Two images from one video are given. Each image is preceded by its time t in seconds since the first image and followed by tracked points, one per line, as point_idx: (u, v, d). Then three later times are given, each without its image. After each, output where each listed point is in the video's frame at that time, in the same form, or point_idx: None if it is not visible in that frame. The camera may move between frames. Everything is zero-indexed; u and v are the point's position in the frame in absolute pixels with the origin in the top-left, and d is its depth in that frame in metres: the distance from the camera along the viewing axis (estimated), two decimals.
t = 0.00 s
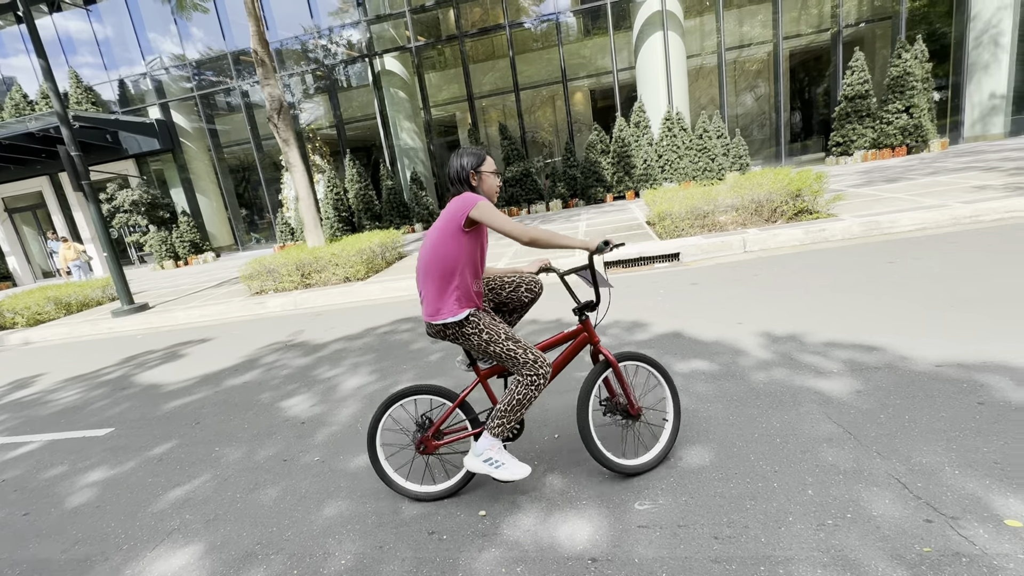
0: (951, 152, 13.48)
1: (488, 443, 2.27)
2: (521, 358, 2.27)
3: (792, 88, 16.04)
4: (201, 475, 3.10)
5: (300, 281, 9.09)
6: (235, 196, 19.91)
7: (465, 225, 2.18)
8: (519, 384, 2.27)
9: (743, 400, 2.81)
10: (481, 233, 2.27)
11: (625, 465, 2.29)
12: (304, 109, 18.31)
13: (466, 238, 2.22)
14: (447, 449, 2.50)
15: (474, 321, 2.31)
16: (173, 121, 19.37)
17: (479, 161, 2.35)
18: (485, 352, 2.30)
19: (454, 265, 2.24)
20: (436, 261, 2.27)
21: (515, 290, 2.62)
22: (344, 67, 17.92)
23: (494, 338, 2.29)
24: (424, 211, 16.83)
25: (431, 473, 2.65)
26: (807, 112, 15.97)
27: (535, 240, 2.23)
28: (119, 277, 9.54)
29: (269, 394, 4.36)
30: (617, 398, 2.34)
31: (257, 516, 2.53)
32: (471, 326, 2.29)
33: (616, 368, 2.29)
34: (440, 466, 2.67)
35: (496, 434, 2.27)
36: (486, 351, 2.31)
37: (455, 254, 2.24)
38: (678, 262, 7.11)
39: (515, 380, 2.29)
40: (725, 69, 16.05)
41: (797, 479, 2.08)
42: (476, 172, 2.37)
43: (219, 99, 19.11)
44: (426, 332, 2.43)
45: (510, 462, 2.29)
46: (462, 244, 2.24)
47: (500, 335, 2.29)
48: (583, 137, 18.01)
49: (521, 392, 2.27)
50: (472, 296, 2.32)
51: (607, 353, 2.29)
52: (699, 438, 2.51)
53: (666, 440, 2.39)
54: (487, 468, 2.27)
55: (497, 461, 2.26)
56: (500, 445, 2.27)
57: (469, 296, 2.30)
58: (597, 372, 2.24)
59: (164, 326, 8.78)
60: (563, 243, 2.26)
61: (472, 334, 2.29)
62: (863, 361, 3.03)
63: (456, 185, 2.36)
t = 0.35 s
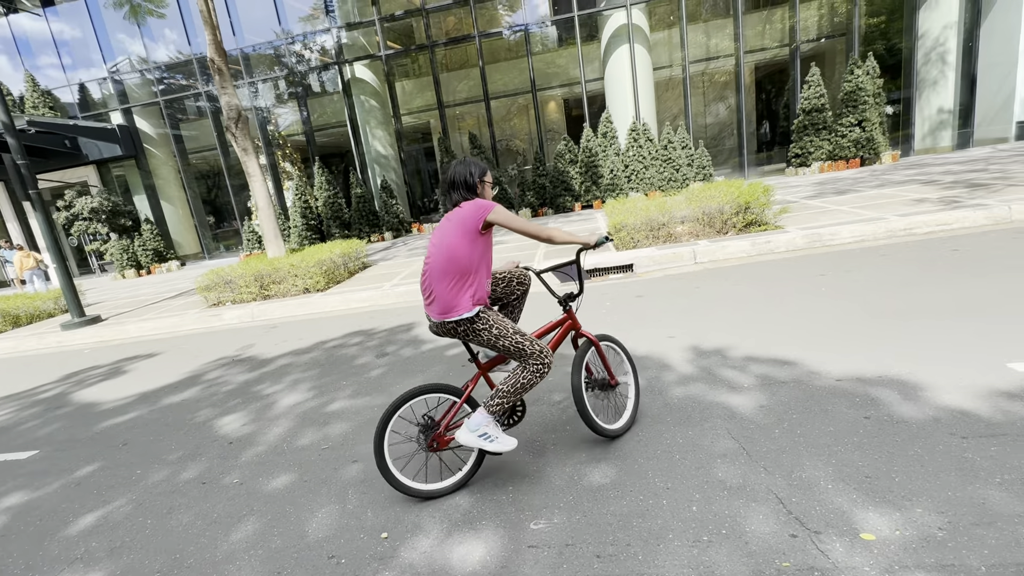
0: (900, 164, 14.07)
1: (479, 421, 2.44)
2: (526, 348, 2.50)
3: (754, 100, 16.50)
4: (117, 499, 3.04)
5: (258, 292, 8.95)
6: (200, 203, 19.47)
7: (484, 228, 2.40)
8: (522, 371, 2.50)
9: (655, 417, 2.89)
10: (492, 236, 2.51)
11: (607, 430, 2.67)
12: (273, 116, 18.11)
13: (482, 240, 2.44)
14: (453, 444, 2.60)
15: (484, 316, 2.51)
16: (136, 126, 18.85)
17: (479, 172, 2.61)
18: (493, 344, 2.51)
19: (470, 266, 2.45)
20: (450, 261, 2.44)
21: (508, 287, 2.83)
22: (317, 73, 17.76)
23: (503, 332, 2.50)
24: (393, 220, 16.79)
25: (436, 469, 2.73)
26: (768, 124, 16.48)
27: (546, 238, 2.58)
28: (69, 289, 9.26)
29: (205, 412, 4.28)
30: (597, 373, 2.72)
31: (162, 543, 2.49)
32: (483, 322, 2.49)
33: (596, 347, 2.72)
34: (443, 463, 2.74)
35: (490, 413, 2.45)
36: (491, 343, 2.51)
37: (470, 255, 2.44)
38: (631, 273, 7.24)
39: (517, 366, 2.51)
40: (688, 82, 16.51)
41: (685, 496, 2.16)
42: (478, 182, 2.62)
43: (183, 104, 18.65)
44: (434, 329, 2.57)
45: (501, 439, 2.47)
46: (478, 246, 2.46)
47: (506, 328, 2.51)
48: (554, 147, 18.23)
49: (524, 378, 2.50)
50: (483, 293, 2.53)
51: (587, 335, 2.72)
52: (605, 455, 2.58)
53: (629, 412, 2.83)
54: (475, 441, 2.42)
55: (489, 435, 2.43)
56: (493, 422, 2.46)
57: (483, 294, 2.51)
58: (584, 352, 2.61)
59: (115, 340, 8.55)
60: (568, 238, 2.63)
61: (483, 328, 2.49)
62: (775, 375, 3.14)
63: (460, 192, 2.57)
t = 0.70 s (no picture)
0: (870, 174, 14.36)
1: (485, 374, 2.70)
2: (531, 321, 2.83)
3: (732, 110, 16.71)
4: (34, 517, 2.93)
5: (223, 298, 8.78)
6: (174, 206, 19.11)
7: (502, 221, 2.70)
8: (529, 342, 2.82)
9: (586, 432, 2.87)
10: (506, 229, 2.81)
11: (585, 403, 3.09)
12: (251, 119, 17.92)
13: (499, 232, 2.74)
14: (466, 422, 2.78)
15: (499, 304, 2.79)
16: (109, 127, 18.49)
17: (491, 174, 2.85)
18: (505, 325, 2.80)
19: (489, 257, 2.72)
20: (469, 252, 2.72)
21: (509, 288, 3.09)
22: (300, 76, 17.61)
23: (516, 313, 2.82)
24: (370, 224, 16.54)
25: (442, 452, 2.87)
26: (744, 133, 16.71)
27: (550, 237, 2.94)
28: (27, 295, 8.99)
29: (144, 424, 4.16)
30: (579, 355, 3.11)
31: (66, 566, 2.40)
32: (500, 307, 2.79)
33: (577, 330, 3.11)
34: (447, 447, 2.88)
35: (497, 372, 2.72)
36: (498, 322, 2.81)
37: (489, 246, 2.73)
38: (597, 282, 7.25)
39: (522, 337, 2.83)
40: (666, 91, 16.72)
41: (598, 515, 2.14)
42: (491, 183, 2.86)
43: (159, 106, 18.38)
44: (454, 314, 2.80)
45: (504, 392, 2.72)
46: (495, 237, 2.75)
47: (517, 307, 2.82)
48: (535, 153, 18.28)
49: (527, 345, 2.81)
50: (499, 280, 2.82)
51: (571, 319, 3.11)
52: (530, 471, 2.55)
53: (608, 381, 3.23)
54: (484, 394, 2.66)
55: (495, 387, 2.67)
56: (498, 374, 2.72)
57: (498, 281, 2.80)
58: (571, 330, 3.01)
59: (73, 348, 8.32)
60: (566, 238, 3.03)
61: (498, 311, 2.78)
62: (711, 388, 3.14)
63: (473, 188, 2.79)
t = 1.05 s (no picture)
0: (851, 185, 14.45)
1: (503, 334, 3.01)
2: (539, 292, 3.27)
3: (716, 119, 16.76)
4: None
5: (193, 305, 8.64)
6: (157, 209, 18.89)
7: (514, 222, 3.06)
8: (541, 306, 3.25)
9: (518, 456, 2.79)
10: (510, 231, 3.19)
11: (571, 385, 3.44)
12: (236, 123, 17.79)
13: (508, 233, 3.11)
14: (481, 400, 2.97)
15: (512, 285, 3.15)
16: (91, 128, 18.26)
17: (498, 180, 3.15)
18: (516, 302, 3.15)
19: (497, 256, 3.04)
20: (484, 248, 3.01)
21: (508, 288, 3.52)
22: (290, 79, 17.48)
23: (524, 292, 3.20)
24: (353, 229, 16.37)
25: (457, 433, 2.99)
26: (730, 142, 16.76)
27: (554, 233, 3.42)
28: None
29: (82, 440, 4.04)
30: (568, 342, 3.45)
31: None
32: (509, 294, 3.13)
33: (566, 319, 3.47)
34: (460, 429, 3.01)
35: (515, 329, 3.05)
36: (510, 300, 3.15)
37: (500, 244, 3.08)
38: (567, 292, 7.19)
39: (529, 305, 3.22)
40: (651, 100, 16.79)
41: (508, 550, 2.06)
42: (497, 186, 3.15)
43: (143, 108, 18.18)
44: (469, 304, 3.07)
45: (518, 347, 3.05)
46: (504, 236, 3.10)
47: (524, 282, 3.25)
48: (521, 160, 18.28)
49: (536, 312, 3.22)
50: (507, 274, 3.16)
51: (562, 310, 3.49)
52: (451, 498, 2.47)
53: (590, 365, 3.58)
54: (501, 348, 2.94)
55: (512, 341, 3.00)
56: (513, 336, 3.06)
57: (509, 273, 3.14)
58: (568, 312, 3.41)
59: (37, 355, 8.15)
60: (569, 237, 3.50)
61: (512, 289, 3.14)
62: (651, 411, 3.08)
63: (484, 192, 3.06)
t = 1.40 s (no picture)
0: (841, 193, 14.43)
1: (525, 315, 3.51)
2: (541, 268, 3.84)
3: (708, 126, 16.75)
4: None
5: (171, 308, 8.56)
6: (148, 210, 18.82)
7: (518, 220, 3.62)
8: (543, 278, 3.83)
9: (454, 472, 2.73)
10: (515, 228, 3.78)
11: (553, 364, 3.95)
12: (228, 125, 17.74)
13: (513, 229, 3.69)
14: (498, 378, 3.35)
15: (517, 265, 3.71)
16: (82, 128, 18.21)
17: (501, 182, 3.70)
18: (522, 278, 3.72)
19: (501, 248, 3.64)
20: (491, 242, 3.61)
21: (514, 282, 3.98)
22: (288, 80, 17.42)
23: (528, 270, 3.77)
24: (343, 231, 16.28)
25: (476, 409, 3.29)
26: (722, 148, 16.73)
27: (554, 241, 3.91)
28: None
29: (30, 448, 3.97)
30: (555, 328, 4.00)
31: None
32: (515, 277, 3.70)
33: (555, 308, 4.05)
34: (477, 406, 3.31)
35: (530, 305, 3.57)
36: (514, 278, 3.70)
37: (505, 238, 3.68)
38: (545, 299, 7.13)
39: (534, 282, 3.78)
40: (642, 106, 16.80)
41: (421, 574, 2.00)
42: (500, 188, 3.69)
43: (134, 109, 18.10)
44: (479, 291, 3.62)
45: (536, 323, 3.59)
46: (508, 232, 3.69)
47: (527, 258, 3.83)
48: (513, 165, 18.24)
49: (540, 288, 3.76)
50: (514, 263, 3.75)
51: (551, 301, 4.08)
52: (377, 516, 2.41)
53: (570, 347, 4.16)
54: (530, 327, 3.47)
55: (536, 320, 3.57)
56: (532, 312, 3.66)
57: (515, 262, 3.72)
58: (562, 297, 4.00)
59: (11, 357, 8.07)
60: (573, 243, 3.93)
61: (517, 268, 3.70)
62: (595, 427, 3.03)
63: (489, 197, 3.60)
